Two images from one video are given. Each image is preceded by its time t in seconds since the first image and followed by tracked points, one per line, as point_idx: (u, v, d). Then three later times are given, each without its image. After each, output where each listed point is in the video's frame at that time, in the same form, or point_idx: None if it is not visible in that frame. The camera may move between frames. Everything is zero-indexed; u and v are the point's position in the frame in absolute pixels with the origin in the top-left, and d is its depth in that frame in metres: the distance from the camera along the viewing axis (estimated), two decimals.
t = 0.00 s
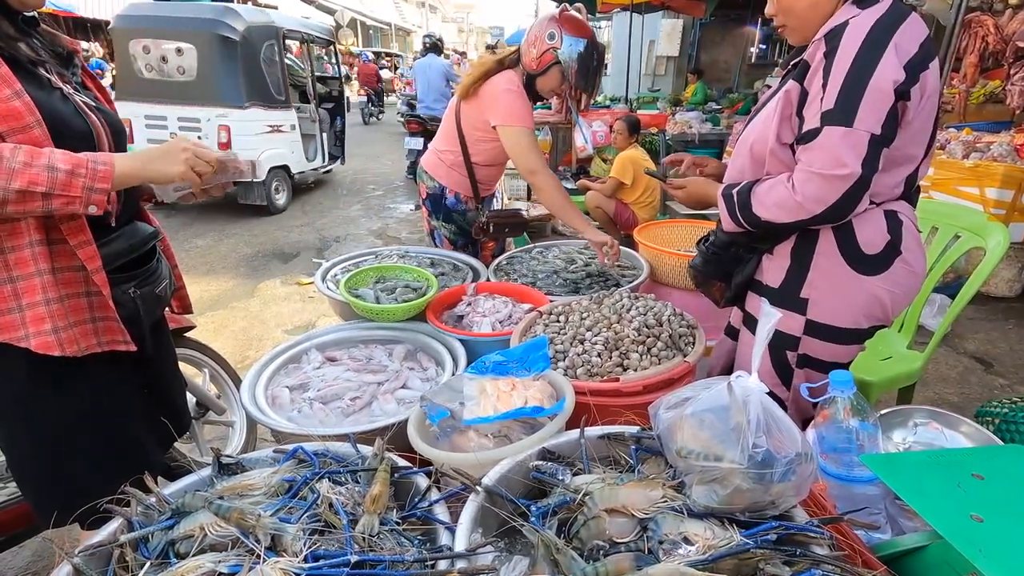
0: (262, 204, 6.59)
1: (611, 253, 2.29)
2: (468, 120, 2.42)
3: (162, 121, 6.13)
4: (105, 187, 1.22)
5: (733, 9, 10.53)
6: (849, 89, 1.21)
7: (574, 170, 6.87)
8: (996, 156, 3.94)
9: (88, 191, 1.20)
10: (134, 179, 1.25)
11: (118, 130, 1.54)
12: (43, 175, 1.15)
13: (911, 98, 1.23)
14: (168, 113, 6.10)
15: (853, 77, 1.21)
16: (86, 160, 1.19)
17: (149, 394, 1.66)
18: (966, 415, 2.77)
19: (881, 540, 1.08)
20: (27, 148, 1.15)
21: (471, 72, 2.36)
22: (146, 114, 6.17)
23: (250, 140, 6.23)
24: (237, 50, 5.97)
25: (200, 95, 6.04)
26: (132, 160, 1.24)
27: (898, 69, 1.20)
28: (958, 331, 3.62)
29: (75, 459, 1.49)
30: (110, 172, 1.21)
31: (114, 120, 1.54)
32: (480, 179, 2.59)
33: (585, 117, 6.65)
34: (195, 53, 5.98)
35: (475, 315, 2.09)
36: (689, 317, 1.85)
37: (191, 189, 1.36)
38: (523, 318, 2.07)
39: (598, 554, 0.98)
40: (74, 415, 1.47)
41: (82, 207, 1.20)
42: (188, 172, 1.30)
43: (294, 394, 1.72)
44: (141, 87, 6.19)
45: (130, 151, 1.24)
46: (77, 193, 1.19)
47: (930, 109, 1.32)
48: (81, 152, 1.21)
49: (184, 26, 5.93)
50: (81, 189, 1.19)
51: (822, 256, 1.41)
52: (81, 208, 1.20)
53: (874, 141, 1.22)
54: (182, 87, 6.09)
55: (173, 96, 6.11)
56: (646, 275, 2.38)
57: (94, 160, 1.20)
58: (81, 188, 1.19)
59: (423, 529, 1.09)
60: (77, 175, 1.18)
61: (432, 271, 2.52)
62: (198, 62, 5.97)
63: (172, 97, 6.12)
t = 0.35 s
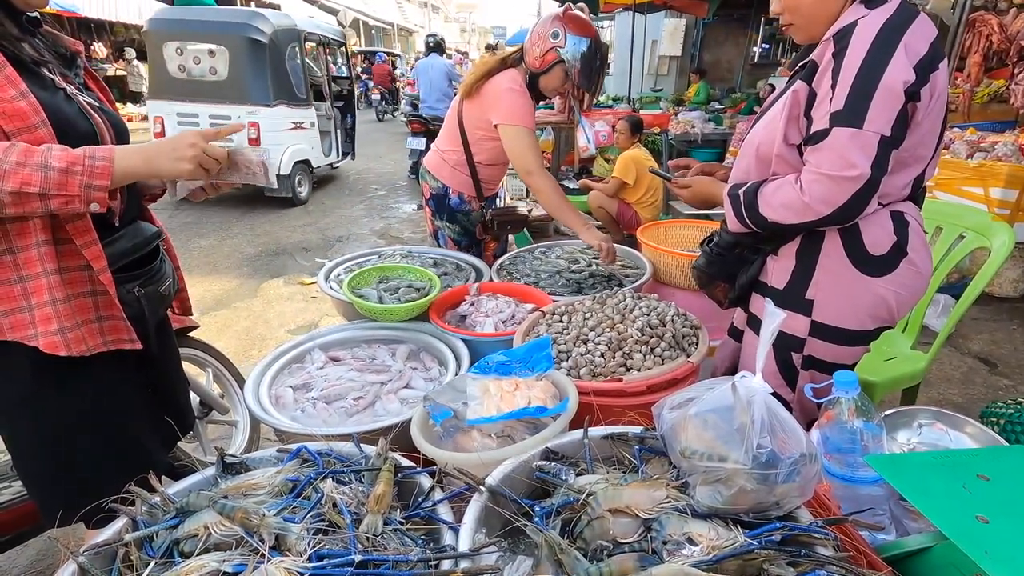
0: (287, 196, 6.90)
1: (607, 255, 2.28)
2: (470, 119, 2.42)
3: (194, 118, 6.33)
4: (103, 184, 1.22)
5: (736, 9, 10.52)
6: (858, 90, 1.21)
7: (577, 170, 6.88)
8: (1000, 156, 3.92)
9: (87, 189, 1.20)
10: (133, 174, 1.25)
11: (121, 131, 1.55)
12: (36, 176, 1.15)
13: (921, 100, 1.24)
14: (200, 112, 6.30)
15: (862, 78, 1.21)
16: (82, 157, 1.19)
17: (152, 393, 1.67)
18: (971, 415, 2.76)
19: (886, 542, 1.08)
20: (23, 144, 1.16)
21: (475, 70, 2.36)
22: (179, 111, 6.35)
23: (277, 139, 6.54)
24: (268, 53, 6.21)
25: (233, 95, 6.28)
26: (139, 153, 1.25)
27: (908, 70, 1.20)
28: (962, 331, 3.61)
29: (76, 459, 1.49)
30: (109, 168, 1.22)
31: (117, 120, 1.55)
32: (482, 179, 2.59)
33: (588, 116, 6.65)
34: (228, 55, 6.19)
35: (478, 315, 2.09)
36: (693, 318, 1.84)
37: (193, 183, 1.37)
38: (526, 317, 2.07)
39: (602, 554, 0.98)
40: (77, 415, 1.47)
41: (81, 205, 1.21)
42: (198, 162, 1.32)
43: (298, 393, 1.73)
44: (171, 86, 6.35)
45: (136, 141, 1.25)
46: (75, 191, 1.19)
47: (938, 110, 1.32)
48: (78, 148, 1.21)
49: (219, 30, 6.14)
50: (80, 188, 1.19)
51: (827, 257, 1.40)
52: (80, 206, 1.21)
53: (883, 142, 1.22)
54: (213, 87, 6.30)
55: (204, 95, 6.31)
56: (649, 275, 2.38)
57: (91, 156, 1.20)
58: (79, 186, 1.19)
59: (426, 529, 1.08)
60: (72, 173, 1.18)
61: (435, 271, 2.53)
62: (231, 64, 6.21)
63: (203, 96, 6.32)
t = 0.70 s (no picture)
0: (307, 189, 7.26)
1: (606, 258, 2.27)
2: (470, 120, 2.42)
3: (219, 116, 6.74)
4: (114, 182, 1.23)
5: (738, 8, 10.52)
6: (870, 93, 1.21)
7: (579, 170, 6.89)
8: (1003, 156, 3.92)
9: (98, 186, 1.21)
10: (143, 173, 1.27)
11: (124, 131, 1.55)
12: (52, 173, 1.16)
13: (930, 101, 1.24)
14: (226, 110, 6.71)
15: (873, 80, 1.21)
16: (93, 156, 1.21)
17: (156, 393, 1.67)
18: (974, 416, 2.76)
19: (889, 542, 1.08)
20: (38, 146, 1.17)
21: (475, 71, 2.37)
22: (205, 110, 6.77)
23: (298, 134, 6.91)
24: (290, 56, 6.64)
25: (256, 94, 6.64)
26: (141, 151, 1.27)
27: (919, 72, 1.20)
28: (965, 331, 3.60)
29: (77, 459, 1.49)
30: (117, 167, 1.22)
31: (120, 120, 1.55)
32: (482, 179, 2.59)
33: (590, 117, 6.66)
34: (253, 58, 6.62)
35: (480, 315, 2.10)
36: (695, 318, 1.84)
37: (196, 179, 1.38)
38: (528, 318, 2.07)
39: (604, 554, 0.98)
40: (79, 415, 1.47)
41: (93, 203, 1.21)
42: (199, 155, 1.34)
43: (301, 393, 1.73)
44: (199, 86, 6.76)
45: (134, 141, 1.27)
46: (87, 189, 1.20)
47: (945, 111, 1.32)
48: (88, 149, 1.23)
49: (244, 33, 6.54)
50: (91, 185, 1.20)
51: (831, 258, 1.40)
52: (91, 204, 1.21)
53: (895, 144, 1.22)
54: (239, 87, 6.71)
55: (230, 95, 6.71)
56: (651, 275, 2.37)
57: (101, 155, 1.21)
58: (91, 184, 1.20)
59: (429, 529, 1.09)
60: (85, 171, 1.19)
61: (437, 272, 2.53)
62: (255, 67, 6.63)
63: (230, 95, 6.73)
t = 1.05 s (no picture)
0: (323, 184, 7.60)
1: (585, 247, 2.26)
2: (469, 120, 2.44)
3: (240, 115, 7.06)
4: (112, 180, 1.22)
5: (738, 9, 10.54)
6: (878, 95, 1.22)
7: (580, 171, 6.90)
8: (1004, 156, 3.93)
9: (95, 184, 1.20)
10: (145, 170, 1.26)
11: (131, 133, 1.56)
12: (45, 172, 1.15)
13: (935, 104, 1.24)
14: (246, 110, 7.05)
15: (879, 83, 1.21)
16: (90, 153, 1.20)
17: (160, 393, 1.68)
18: (975, 416, 2.76)
19: (891, 542, 1.08)
20: (31, 142, 1.17)
21: (474, 71, 2.39)
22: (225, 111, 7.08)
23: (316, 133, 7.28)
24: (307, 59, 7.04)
25: (275, 95, 6.97)
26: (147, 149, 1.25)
27: (924, 75, 1.21)
28: (966, 331, 3.60)
29: (83, 459, 1.50)
30: (115, 163, 1.21)
31: (127, 122, 1.56)
32: (480, 179, 2.60)
33: (590, 117, 6.68)
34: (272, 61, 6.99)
35: (481, 316, 2.11)
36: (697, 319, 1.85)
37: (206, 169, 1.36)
38: (529, 319, 2.07)
39: (606, 554, 0.99)
40: (85, 415, 1.48)
41: (91, 201, 1.21)
42: (206, 147, 1.32)
43: (304, 394, 1.73)
44: (220, 87, 7.08)
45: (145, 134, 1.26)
46: (83, 186, 1.19)
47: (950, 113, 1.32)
48: (86, 145, 1.22)
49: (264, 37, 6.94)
50: (87, 183, 1.20)
51: (833, 259, 1.41)
52: (90, 202, 1.21)
53: (903, 147, 1.23)
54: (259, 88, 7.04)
55: (250, 95, 7.06)
56: (653, 276, 2.37)
57: (98, 152, 1.20)
58: (86, 181, 1.20)
59: (432, 529, 1.10)
60: (79, 169, 1.19)
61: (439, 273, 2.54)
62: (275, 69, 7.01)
63: (250, 96, 7.08)
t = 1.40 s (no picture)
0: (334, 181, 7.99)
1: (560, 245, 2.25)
2: (462, 120, 2.45)
3: (254, 116, 7.38)
4: (122, 186, 1.24)
5: (736, 10, 10.60)
6: (876, 97, 1.21)
7: (578, 172, 6.91)
8: (1000, 156, 3.94)
9: (107, 191, 1.22)
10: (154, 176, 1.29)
11: (129, 137, 1.56)
12: (62, 179, 1.17)
13: (934, 105, 1.24)
14: (260, 110, 7.38)
15: (877, 84, 1.21)
16: (102, 160, 1.22)
17: (159, 396, 1.68)
18: (973, 416, 2.77)
19: (887, 541, 1.09)
20: (45, 152, 1.18)
21: (468, 72, 2.40)
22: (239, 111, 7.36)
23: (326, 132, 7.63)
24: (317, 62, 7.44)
25: (290, 95, 7.35)
26: (152, 156, 1.28)
27: (923, 76, 1.21)
28: (963, 331, 3.61)
29: (83, 461, 1.50)
30: (126, 171, 1.24)
31: (125, 126, 1.57)
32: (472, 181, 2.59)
33: (588, 119, 6.71)
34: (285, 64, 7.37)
35: (479, 318, 2.11)
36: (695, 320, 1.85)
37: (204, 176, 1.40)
38: (527, 320, 2.08)
39: (603, 554, 0.99)
40: (85, 417, 1.48)
41: (102, 206, 1.23)
42: (206, 155, 1.36)
43: (302, 397, 1.73)
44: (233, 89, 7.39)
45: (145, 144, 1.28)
46: (96, 193, 1.21)
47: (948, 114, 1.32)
48: (97, 153, 1.24)
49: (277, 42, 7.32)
50: (100, 190, 1.22)
51: (831, 260, 1.40)
52: (100, 207, 1.23)
53: (901, 148, 1.23)
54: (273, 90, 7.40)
55: (264, 96, 7.41)
56: (650, 277, 2.37)
57: (110, 159, 1.23)
58: (100, 188, 1.22)
59: (430, 530, 1.10)
60: (94, 176, 1.20)
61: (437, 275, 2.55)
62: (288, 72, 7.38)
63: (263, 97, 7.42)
